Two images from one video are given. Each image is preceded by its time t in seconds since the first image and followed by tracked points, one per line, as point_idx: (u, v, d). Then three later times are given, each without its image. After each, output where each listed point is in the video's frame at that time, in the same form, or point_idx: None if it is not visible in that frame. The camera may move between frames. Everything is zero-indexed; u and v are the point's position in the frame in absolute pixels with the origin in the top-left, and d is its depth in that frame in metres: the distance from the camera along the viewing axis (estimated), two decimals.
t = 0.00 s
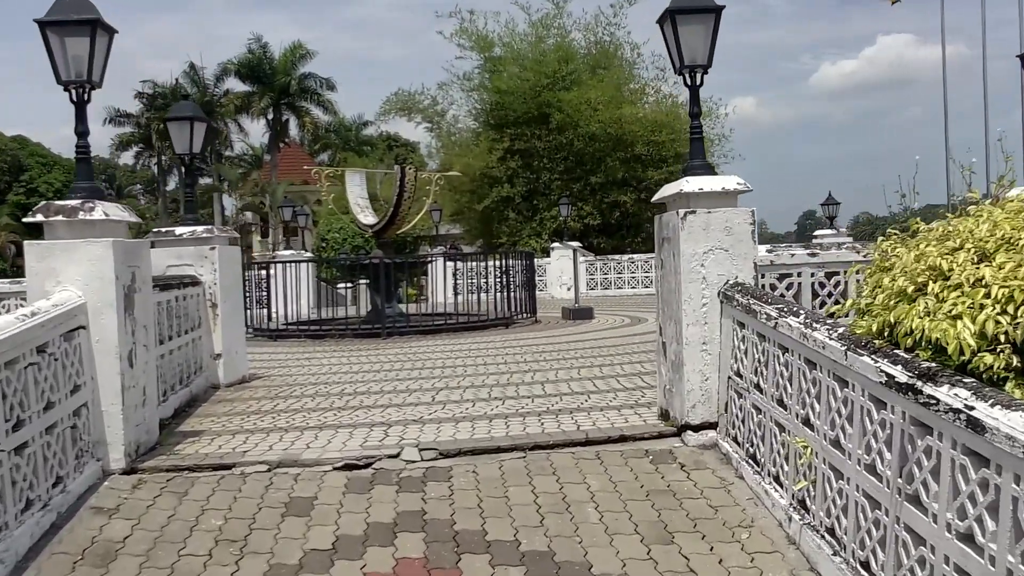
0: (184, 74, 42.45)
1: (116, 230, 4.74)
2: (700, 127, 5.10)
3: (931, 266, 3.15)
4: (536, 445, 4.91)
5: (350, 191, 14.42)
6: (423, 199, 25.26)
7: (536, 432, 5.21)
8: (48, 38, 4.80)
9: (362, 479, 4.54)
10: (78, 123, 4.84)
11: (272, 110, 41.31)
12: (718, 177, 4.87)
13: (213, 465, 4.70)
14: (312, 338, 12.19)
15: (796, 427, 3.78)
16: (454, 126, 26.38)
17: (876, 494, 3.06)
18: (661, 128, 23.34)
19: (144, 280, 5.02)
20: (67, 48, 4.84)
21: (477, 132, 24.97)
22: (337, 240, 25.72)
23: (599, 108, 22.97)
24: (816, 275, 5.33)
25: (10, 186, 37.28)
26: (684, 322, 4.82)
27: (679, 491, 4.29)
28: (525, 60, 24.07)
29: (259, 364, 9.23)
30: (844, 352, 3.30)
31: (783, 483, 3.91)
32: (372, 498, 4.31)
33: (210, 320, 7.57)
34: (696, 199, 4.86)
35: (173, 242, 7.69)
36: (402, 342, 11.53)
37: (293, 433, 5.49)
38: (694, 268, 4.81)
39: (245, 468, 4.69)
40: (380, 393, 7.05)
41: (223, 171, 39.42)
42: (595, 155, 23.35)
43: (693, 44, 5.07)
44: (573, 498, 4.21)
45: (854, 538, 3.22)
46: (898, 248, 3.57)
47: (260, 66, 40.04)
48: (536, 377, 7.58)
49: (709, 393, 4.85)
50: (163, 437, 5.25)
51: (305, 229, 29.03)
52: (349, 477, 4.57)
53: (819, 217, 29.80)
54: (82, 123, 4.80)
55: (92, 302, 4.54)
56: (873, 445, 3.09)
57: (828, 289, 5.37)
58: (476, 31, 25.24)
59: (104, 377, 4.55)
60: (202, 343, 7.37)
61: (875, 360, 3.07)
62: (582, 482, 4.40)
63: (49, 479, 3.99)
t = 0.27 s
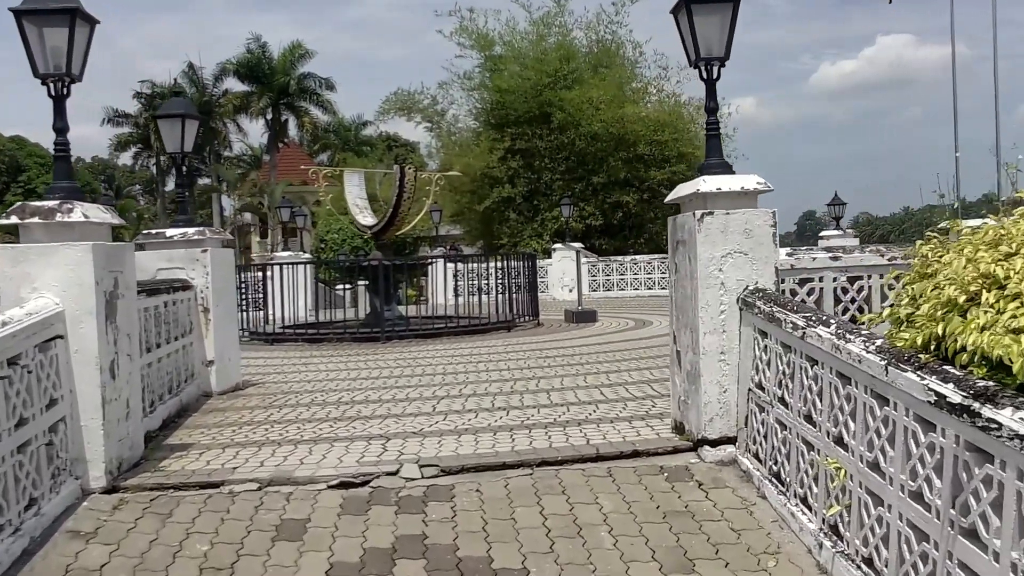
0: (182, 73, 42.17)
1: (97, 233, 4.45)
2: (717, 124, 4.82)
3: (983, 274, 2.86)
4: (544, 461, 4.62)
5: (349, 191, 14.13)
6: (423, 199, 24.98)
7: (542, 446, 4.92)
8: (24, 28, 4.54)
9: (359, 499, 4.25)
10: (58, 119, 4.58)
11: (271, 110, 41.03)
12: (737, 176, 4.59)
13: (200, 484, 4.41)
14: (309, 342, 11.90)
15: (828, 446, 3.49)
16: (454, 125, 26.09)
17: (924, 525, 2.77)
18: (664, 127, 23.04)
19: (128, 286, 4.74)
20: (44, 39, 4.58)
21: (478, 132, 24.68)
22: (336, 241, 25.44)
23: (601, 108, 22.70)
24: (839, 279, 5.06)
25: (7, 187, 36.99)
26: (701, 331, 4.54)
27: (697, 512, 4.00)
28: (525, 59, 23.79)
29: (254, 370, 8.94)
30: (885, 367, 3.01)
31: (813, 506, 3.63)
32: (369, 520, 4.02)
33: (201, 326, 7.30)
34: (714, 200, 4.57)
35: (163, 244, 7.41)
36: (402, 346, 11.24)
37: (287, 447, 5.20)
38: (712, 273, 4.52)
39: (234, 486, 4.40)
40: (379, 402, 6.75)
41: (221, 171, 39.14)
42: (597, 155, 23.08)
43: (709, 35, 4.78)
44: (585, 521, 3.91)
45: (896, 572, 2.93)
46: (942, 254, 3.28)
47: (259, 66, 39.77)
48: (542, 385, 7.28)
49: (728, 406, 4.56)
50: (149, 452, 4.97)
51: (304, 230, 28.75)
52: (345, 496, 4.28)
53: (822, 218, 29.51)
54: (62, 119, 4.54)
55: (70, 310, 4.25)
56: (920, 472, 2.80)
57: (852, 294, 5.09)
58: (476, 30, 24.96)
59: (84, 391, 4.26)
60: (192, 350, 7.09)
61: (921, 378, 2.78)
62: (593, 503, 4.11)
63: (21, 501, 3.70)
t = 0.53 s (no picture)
0: (180, 73, 41.92)
1: (75, 241, 4.17)
2: (733, 125, 4.56)
3: None
4: (550, 484, 4.35)
5: (347, 193, 13.87)
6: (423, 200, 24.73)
7: (548, 465, 4.66)
8: None
9: (353, 526, 3.98)
10: (32, 120, 4.35)
11: (270, 110, 40.79)
12: (754, 181, 4.33)
13: (185, 508, 4.14)
14: (306, 348, 11.64)
15: (860, 475, 3.22)
16: (454, 126, 25.84)
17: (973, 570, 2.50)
18: (666, 127, 22.78)
19: (108, 298, 4.49)
20: (19, 34, 4.34)
21: (478, 132, 24.44)
22: (335, 243, 25.20)
23: (602, 108, 22.45)
24: (860, 290, 4.77)
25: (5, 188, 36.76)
26: (717, 345, 4.27)
27: (715, 541, 3.73)
28: (526, 58, 23.54)
29: (249, 378, 8.67)
30: (927, 394, 2.74)
31: (841, 538, 3.36)
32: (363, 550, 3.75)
33: (192, 335, 7.05)
34: (730, 206, 4.30)
35: (153, 249, 7.15)
36: (401, 352, 10.98)
37: (279, 465, 4.94)
38: (728, 284, 4.26)
39: (220, 511, 4.14)
40: (376, 414, 6.48)
41: (220, 172, 38.89)
42: (599, 155, 22.83)
43: (724, 31, 4.52)
44: (595, 551, 3.65)
45: None
46: (988, 269, 3.01)
47: (258, 66, 39.53)
48: (546, 396, 7.01)
49: (745, 424, 4.29)
50: (132, 472, 4.70)
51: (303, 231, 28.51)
52: (338, 523, 4.01)
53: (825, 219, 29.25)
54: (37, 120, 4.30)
55: (44, 324, 3.99)
56: (968, 511, 2.53)
57: (873, 304, 4.80)
58: (476, 29, 24.70)
59: (59, 410, 4.00)
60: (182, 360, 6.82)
61: (971, 407, 2.51)
62: (603, 531, 3.84)
63: None
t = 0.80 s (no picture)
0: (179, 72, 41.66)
1: (44, 241, 3.91)
2: (747, 117, 4.29)
3: None
4: (553, 500, 4.07)
5: (343, 192, 13.57)
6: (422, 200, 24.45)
7: (552, 479, 4.37)
8: None
9: (342, 548, 3.70)
10: None
11: (269, 110, 40.52)
12: (772, 176, 4.04)
13: (162, 528, 3.87)
14: (301, 351, 11.35)
15: (894, 496, 2.94)
16: (453, 124, 25.56)
17: None
18: (668, 126, 22.49)
19: (81, 303, 4.21)
20: None
21: (477, 131, 24.16)
22: (333, 244, 24.93)
23: (603, 106, 22.16)
24: (881, 292, 4.49)
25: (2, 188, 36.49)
26: (732, 352, 3.99)
27: (732, 564, 3.45)
28: (525, 56, 23.26)
29: (241, 382, 8.41)
30: (974, 411, 2.46)
31: (872, 565, 3.07)
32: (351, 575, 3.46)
33: (179, 339, 6.77)
34: (746, 203, 4.03)
35: (139, 250, 6.87)
36: (399, 355, 10.70)
37: (266, 478, 4.66)
38: (745, 286, 3.98)
39: (199, 531, 3.86)
40: (371, 422, 6.21)
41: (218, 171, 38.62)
42: (600, 154, 22.56)
43: (738, 16, 4.24)
44: None
45: None
46: None
47: (256, 65, 39.26)
48: (548, 402, 6.73)
49: (761, 436, 4.02)
50: (110, 488, 4.42)
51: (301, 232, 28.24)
52: (327, 544, 3.73)
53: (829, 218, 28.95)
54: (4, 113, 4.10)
55: (10, 331, 3.72)
56: None
57: (895, 308, 4.51)
58: (475, 26, 24.41)
59: (26, 425, 3.72)
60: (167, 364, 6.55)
61: None
62: (611, 553, 3.56)
63: None
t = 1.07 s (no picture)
0: (176, 73, 41.39)
1: (7, 253, 3.65)
2: (762, 119, 4.01)
3: None
4: (554, 531, 3.78)
5: (339, 194, 13.27)
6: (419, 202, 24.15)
7: (553, 507, 4.08)
8: None
9: None
10: None
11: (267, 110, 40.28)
12: (790, 183, 3.76)
13: (134, 563, 3.58)
14: (295, 358, 11.06)
15: (933, 540, 2.65)
16: (452, 125, 25.26)
17: None
18: (669, 127, 22.20)
19: (48, 320, 3.93)
20: None
21: (476, 132, 23.88)
22: (331, 246, 24.64)
23: (603, 106, 21.86)
24: (904, 306, 4.20)
25: None
26: (748, 372, 3.71)
27: None
28: (525, 56, 22.98)
29: (231, 393, 8.12)
30: None
31: None
32: None
33: (163, 351, 6.48)
34: (762, 212, 3.75)
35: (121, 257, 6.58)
36: (395, 362, 10.41)
37: (249, 504, 4.38)
38: (761, 301, 3.70)
39: (174, 567, 3.57)
40: (363, 438, 5.92)
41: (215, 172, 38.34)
42: (600, 155, 22.27)
43: (753, 11, 3.95)
44: None
45: None
46: None
47: (254, 65, 39.01)
48: (548, 416, 6.45)
49: (779, 463, 3.73)
50: (82, 516, 4.14)
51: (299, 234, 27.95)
52: None
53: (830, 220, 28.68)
54: None
55: None
56: None
57: (919, 322, 4.23)
58: (474, 25, 24.14)
59: None
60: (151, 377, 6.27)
61: None
62: None
63: None
